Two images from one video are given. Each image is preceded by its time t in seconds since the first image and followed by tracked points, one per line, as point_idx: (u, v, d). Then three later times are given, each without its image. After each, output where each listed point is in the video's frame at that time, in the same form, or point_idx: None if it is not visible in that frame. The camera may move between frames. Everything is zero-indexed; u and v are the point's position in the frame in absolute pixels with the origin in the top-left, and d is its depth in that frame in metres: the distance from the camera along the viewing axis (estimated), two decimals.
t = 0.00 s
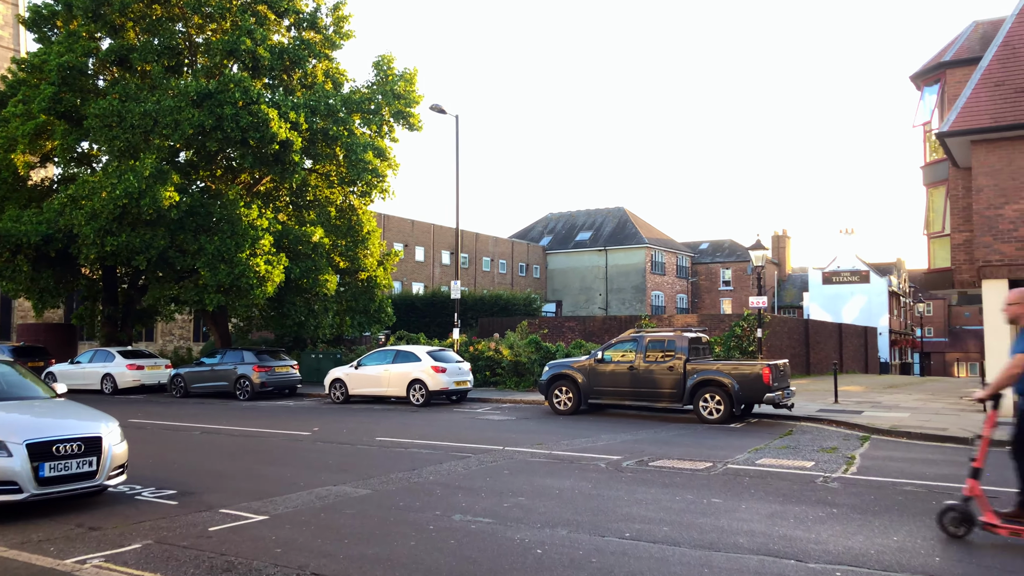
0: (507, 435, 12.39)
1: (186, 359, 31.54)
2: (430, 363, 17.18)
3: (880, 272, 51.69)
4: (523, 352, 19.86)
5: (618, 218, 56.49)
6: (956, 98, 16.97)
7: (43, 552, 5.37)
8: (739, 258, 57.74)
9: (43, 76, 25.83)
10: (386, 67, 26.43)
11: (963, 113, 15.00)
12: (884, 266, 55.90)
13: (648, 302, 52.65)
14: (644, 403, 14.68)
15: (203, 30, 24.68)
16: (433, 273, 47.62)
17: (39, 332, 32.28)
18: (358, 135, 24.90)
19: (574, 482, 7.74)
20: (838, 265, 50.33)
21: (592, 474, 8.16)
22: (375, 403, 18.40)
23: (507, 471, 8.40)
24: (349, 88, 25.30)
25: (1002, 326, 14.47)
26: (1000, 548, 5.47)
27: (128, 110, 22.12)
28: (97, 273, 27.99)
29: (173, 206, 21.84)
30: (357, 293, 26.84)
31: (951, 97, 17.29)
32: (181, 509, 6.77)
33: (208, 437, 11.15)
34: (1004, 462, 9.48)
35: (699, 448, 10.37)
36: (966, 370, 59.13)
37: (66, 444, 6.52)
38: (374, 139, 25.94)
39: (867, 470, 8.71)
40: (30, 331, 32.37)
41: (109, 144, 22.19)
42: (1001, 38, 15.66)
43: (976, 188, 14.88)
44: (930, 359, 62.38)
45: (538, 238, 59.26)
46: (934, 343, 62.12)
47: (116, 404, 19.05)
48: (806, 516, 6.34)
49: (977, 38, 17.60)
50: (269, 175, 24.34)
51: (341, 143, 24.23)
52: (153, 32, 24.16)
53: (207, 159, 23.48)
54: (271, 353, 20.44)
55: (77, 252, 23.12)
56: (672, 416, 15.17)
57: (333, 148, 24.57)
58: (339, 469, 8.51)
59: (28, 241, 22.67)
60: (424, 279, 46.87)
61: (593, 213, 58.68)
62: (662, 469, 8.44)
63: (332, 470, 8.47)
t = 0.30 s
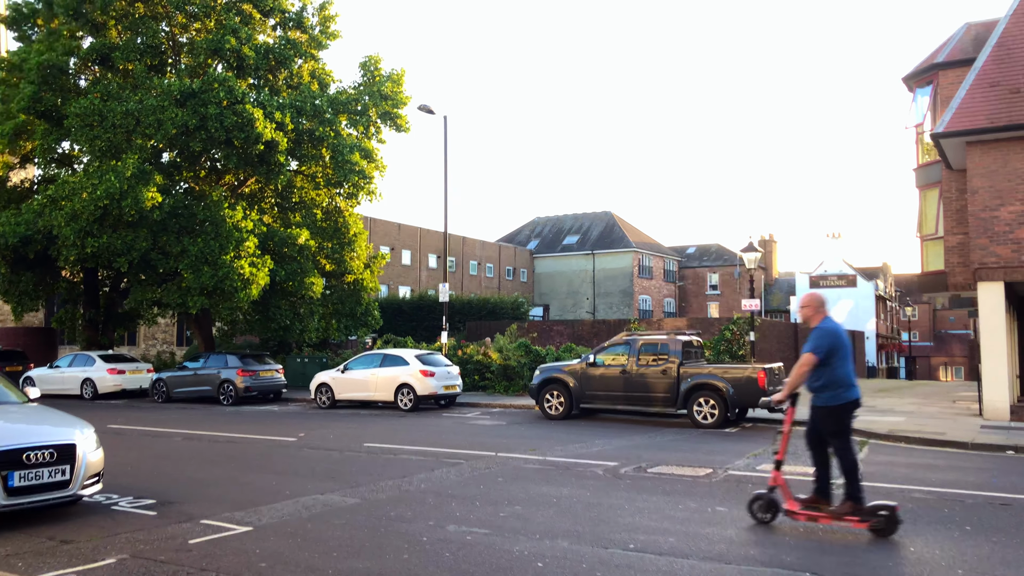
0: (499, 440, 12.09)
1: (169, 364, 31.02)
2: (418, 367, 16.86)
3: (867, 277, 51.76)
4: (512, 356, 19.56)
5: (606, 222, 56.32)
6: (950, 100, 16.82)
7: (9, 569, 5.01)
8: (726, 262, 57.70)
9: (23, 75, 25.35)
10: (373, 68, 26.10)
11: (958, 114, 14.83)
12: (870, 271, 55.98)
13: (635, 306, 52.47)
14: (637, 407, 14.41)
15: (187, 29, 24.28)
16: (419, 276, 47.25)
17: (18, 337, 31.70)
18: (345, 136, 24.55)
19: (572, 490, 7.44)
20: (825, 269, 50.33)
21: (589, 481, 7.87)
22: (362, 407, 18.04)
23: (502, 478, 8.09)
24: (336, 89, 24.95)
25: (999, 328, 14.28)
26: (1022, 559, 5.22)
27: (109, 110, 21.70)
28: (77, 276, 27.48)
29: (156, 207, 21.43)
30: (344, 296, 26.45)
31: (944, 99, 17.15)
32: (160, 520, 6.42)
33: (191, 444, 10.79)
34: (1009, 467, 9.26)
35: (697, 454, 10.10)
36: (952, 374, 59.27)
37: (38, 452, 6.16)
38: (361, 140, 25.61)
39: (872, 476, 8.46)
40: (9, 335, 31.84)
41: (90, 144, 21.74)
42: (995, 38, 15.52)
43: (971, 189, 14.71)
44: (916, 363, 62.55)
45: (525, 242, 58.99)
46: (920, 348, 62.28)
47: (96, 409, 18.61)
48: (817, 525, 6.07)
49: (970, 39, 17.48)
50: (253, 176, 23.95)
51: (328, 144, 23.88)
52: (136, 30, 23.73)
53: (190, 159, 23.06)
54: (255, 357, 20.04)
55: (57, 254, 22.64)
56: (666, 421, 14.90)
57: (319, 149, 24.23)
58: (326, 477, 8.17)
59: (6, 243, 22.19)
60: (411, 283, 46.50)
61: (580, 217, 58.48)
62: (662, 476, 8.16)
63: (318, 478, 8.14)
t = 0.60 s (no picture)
0: (510, 453, 11.79)
1: (171, 372, 30.76)
2: (425, 377, 16.56)
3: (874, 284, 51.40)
4: (520, 365, 19.27)
5: (610, 229, 56.03)
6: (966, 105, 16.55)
7: None
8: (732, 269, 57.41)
9: (26, 81, 25.18)
10: (378, 74, 25.87)
11: (977, 118, 14.55)
12: (877, 278, 55.59)
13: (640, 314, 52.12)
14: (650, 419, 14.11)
15: (190, 35, 24.07)
16: (423, 284, 46.99)
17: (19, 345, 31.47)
18: (349, 142, 24.30)
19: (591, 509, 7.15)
20: (831, 276, 49.98)
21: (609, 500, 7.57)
22: (368, 418, 17.75)
23: (517, 496, 7.79)
24: (340, 95, 24.72)
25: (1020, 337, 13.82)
26: None
27: (112, 116, 21.47)
28: (79, 284, 27.26)
29: (159, 214, 21.18)
30: (349, 304, 26.17)
31: (960, 104, 16.88)
32: (163, 542, 6.13)
33: (195, 458, 10.50)
34: None
35: (716, 468, 9.79)
36: (959, 382, 58.81)
37: (36, 471, 5.88)
38: (366, 147, 25.35)
39: (901, 493, 8.15)
40: (11, 344, 31.63)
41: (92, 150, 21.50)
42: (1013, 42, 15.26)
43: (991, 196, 14.41)
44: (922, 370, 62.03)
45: (529, 249, 58.72)
46: (926, 355, 61.82)
47: (97, 419, 18.32)
48: (854, 548, 5.76)
49: (985, 44, 17.22)
50: (257, 183, 23.70)
51: (332, 151, 23.63)
52: (138, 36, 23.53)
53: (194, 166, 22.82)
54: (260, 366, 19.75)
55: (58, 262, 22.39)
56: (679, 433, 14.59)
57: (324, 155, 23.97)
58: (335, 494, 7.89)
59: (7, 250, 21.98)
60: (414, 290, 46.25)
61: (585, 224, 58.20)
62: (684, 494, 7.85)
63: (326, 495, 7.85)
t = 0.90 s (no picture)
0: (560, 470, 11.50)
1: (213, 385, 30.92)
2: (469, 391, 16.33)
3: (921, 297, 50.22)
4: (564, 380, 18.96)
5: (649, 242, 55.48)
6: None
7: None
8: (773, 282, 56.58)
9: (74, 98, 25.59)
10: (418, 87, 25.85)
11: None
12: (924, 291, 54.31)
13: (681, 327, 51.43)
14: (702, 435, 13.76)
15: (233, 51, 24.23)
16: (461, 297, 46.92)
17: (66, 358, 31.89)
18: (390, 156, 24.26)
19: (655, 530, 6.85)
20: (877, 289, 48.94)
21: (672, 520, 7.26)
22: (411, 432, 17.56)
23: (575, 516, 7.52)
24: (381, 109, 24.72)
25: None
26: None
27: (157, 131, 21.64)
28: (125, 298, 27.55)
29: (203, 227, 21.28)
30: (389, 316, 26.03)
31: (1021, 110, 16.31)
32: (216, 562, 5.96)
33: (241, 473, 10.37)
34: None
35: (778, 487, 9.41)
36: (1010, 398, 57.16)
37: (87, 487, 5.74)
38: (406, 160, 25.27)
39: (980, 515, 7.72)
40: (58, 357, 32.09)
41: (138, 165, 21.68)
42: None
43: None
44: (971, 385, 60.40)
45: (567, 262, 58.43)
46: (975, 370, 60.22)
47: (143, 432, 18.37)
48: None
49: None
50: (299, 196, 23.74)
51: (373, 164, 23.60)
52: (182, 52, 23.75)
53: (237, 180, 22.95)
54: (303, 379, 19.68)
55: (105, 276, 22.59)
56: (731, 449, 14.18)
57: (365, 169, 23.96)
58: (388, 512, 7.67)
59: (56, 264, 22.26)
60: (453, 303, 46.19)
61: (623, 237, 57.75)
62: (750, 515, 7.51)
63: (378, 512, 7.65)
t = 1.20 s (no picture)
0: (667, 500, 11.06)
1: (313, 409, 31.49)
2: (568, 417, 16.00)
3: None
4: (666, 406, 18.43)
5: (745, 262, 54.03)
6: None
7: None
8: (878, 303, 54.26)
9: (182, 132, 26.68)
10: (510, 112, 25.84)
11: None
12: None
13: (781, 350, 49.73)
14: (816, 465, 13.03)
15: (331, 82, 24.76)
16: (553, 320, 46.68)
17: (175, 381, 33.12)
18: (483, 180, 24.27)
19: (781, 571, 6.39)
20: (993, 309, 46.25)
21: (799, 561, 6.78)
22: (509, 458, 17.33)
23: (692, 553, 7.12)
24: (474, 134, 24.84)
25: None
26: None
27: (260, 161, 22.26)
28: (229, 324, 28.40)
29: (304, 254, 21.72)
30: (483, 340, 25.92)
31: None
32: None
33: (344, 500, 10.32)
34: None
35: (909, 525, 8.75)
36: None
37: (199, 517, 5.69)
38: (499, 184, 25.24)
39: None
40: (168, 381, 33.32)
41: (242, 194, 22.33)
42: None
43: None
44: None
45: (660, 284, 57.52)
46: None
47: (247, 455, 18.74)
48: None
49: None
50: (395, 222, 23.98)
51: (467, 189, 23.65)
52: (283, 83, 24.43)
53: (335, 208, 23.35)
54: (401, 404, 19.74)
55: (211, 302, 23.32)
56: (848, 481, 13.41)
57: (458, 194, 24.03)
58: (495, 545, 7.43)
59: (166, 291, 23.12)
60: (545, 326, 45.99)
61: (718, 257, 56.46)
62: (885, 556, 6.95)
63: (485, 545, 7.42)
